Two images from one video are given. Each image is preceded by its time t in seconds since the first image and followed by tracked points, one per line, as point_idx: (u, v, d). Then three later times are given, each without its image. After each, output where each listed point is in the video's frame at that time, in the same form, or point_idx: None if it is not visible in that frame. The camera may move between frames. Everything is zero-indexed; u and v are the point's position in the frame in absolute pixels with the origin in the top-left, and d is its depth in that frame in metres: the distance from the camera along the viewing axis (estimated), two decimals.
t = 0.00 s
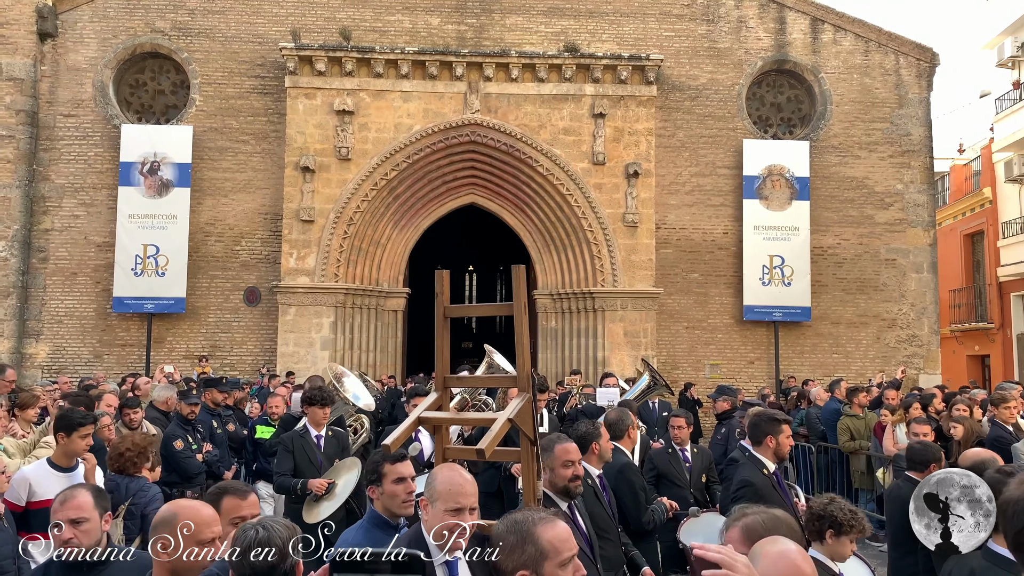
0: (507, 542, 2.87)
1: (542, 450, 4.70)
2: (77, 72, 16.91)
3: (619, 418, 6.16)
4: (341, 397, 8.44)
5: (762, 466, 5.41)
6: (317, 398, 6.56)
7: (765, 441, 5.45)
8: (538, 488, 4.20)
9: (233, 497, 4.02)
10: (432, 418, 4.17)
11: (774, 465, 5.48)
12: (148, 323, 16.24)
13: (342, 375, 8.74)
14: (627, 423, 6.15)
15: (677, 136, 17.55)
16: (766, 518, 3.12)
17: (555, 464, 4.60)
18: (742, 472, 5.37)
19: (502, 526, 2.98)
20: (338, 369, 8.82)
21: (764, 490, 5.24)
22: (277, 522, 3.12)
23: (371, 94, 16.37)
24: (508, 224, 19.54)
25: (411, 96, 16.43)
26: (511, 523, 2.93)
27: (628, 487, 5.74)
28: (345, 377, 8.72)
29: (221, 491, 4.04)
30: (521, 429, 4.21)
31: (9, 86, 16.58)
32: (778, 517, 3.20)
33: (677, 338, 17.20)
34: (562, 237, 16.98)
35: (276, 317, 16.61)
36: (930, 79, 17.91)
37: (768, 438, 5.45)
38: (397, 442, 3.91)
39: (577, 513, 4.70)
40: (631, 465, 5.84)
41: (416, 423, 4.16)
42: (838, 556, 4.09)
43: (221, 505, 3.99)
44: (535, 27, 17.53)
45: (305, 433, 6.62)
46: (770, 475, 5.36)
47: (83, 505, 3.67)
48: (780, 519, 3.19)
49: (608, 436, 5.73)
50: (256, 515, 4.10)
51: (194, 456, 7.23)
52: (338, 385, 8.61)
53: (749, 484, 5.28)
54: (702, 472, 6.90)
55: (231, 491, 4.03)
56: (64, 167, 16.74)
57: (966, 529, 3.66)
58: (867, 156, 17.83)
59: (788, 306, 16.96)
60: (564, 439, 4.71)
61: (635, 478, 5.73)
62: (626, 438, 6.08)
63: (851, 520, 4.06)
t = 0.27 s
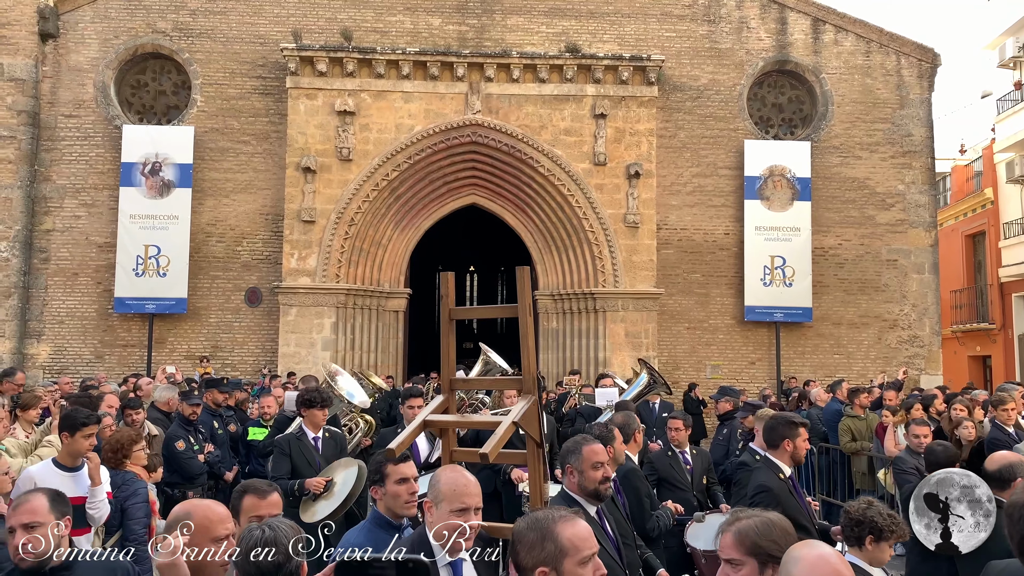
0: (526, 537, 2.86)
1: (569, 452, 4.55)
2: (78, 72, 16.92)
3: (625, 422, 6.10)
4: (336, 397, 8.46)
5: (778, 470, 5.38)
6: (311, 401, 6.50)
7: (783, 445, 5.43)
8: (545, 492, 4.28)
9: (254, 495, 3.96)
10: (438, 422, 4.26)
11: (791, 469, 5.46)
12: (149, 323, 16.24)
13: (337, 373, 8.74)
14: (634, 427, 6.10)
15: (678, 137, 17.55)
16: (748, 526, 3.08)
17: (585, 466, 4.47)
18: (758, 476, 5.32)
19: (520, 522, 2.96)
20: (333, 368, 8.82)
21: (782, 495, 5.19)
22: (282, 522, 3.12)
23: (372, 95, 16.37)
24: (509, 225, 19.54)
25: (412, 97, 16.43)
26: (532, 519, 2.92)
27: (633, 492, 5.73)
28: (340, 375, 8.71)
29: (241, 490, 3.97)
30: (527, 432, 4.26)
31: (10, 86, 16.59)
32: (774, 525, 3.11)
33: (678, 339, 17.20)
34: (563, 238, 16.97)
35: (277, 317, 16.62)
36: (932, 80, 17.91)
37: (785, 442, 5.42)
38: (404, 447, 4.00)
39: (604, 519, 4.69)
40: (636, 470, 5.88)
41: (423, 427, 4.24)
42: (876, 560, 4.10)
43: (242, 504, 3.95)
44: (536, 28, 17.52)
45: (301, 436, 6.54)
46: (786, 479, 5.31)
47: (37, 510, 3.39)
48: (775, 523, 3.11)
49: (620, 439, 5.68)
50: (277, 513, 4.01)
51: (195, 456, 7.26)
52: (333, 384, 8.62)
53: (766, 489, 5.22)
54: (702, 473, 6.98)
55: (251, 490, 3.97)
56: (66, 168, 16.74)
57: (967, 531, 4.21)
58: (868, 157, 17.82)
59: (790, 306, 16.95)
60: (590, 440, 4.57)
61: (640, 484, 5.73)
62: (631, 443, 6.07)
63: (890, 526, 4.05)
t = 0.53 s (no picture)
0: (557, 535, 2.87)
1: (593, 454, 4.51)
2: (79, 72, 16.92)
3: (633, 423, 6.10)
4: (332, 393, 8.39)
5: (790, 471, 5.34)
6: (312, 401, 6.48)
7: (796, 446, 5.41)
8: (561, 488, 4.41)
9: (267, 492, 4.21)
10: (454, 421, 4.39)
11: (804, 471, 5.42)
12: (150, 323, 16.24)
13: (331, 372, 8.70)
14: (641, 429, 6.10)
15: (678, 136, 17.54)
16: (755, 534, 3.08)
17: (610, 469, 4.44)
18: (770, 476, 5.29)
19: (550, 520, 2.97)
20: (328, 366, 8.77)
21: (795, 495, 5.16)
22: (286, 523, 3.11)
23: (372, 94, 16.36)
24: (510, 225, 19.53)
25: (412, 96, 16.42)
26: (563, 518, 2.93)
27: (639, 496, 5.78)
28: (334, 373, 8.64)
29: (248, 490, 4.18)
30: (542, 431, 4.34)
31: (11, 86, 16.57)
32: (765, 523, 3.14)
33: (679, 338, 17.19)
34: (564, 237, 16.97)
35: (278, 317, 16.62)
36: (932, 79, 17.90)
37: (798, 443, 5.41)
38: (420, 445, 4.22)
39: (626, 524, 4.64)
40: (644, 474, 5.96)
41: (440, 425, 4.44)
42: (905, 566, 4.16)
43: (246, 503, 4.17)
44: (536, 27, 17.51)
45: (301, 437, 6.53)
46: (798, 480, 5.29)
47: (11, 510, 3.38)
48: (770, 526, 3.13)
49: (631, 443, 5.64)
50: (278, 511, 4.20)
51: (197, 455, 7.26)
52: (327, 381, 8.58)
53: (779, 490, 5.17)
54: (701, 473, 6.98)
55: (251, 490, 4.18)
56: (66, 167, 16.74)
57: (967, 532, 4.16)
58: (869, 156, 17.81)
59: (790, 305, 16.95)
60: (614, 442, 4.54)
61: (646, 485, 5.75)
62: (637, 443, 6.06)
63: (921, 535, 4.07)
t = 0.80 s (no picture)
0: (572, 537, 2.91)
1: (617, 455, 4.46)
2: (80, 71, 16.92)
3: (643, 423, 6.05)
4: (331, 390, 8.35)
5: (805, 471, 5.31)
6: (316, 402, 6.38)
7: (811, 446, 5.38)
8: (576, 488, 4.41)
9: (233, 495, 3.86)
10: (469, 420, 4.45)
11: (817, 470, 5.39)
12: (151, 322, 16.25)
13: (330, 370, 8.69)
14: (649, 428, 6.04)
15: (679, 134, 17.54)
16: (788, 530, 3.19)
17: (636, 470, 4.38)
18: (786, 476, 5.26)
19: (568, 527, 3.00)
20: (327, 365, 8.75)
21: (812, 497, 5.14)
22: (286, 522, 3.12)
23: (373, 93, 16.36)
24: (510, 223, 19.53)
25: (413, 95, 16.42)
26: (579, 522, 2.97)
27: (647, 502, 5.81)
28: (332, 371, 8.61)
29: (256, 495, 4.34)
30: (557, 431, 4.36)
31: (11, 84, 16.57)
32: (785, 522, 3.27)
33: (679, 337, 17.19)
34: (564, 236, 16.97)
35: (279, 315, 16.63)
36: (933, 77, 17.89)
37: (813, 444, 5.38)
38: (436, 440, 4.33)
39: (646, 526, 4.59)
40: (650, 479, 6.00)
41: (455, 424, 4.49)
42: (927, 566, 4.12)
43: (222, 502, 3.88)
44: (537, 25, 17.50)
45: (305, 437, 6.47)
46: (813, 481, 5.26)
47: (27, 507, 3.44)
48: (794, 523, 3.27)
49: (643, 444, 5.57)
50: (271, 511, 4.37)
51: (197, 454, 7.26)
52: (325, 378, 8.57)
53: (795, 490, 5.15)
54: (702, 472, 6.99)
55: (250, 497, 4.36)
56: (67, 166, 16.75)
57: (967, 531, 3.91)
58: (870, 154, 17.80)
59: (791, 304, 16.95)
60: (639, 444, 4.49)
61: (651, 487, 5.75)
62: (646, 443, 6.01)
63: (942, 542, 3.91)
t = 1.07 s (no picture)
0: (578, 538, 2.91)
1: (648, 457, 4.36)
2: (80, 67, 16.92)
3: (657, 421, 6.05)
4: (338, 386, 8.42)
5: (824, 466, 5.36)
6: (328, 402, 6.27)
7: (828, 441, 5.41)
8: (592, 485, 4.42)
9: (298, 498, 3.87)
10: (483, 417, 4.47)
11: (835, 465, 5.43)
12: (152, 318, 16.27)
13: (336, 368, 8.69)
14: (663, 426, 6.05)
15: (680, 131, 17.53)
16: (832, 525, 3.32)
17: (666, 473, 4.26)
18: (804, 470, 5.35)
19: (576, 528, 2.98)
20: (332, 363, 8.75)
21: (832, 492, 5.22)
22: (292, 520, 3.12)
23: (374, 89, 16.36)
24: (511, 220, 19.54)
25: (413, 91, 16.42)
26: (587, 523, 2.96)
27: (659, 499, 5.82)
28: (338, 368, 8.61)
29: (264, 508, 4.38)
30: (573, 428, 4.37)
31: (12, 81, 16.57)
32: (823, 515, 3.42)
33: (680, 333, 17.22)
34: (565, 233, 16.98)
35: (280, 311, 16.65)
36: (934, 73, 17.88)
37: (830, 438, 5.40)
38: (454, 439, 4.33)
39: (678, 527, 4.50)
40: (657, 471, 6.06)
41: (472, 422, 4.48)
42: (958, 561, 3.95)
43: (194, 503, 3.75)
44: (538, 22, 17.49)
45: (316, 437, 6.36)
46: (831, 475, 5.31)
47: (61, 501, 3.59)
48: (829, 518, 3.40)
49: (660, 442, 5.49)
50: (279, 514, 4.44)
51: (200, 451, 7.30)
52: (331, 377, 8.57)
53: (815, 484, 5.23)
54: (708, 469, 7.01)
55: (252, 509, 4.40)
56: (69, 162, 16.75)
57: (965, 532, 3.87)
58: (871, 151, 17.79)
59: (792, 300, 16.96)
60: (668, 448, 4.38)
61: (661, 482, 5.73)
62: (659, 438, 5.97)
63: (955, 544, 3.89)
